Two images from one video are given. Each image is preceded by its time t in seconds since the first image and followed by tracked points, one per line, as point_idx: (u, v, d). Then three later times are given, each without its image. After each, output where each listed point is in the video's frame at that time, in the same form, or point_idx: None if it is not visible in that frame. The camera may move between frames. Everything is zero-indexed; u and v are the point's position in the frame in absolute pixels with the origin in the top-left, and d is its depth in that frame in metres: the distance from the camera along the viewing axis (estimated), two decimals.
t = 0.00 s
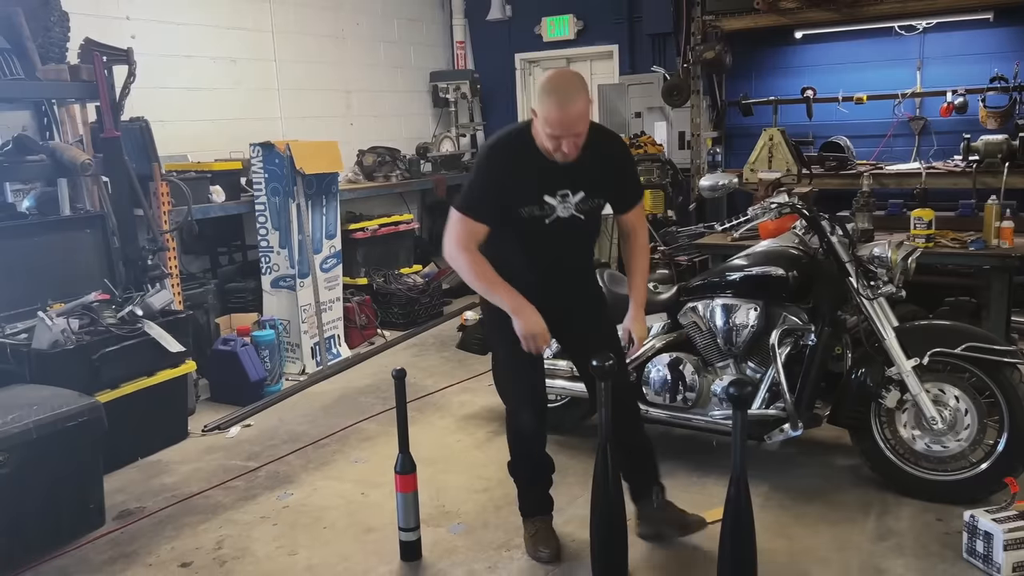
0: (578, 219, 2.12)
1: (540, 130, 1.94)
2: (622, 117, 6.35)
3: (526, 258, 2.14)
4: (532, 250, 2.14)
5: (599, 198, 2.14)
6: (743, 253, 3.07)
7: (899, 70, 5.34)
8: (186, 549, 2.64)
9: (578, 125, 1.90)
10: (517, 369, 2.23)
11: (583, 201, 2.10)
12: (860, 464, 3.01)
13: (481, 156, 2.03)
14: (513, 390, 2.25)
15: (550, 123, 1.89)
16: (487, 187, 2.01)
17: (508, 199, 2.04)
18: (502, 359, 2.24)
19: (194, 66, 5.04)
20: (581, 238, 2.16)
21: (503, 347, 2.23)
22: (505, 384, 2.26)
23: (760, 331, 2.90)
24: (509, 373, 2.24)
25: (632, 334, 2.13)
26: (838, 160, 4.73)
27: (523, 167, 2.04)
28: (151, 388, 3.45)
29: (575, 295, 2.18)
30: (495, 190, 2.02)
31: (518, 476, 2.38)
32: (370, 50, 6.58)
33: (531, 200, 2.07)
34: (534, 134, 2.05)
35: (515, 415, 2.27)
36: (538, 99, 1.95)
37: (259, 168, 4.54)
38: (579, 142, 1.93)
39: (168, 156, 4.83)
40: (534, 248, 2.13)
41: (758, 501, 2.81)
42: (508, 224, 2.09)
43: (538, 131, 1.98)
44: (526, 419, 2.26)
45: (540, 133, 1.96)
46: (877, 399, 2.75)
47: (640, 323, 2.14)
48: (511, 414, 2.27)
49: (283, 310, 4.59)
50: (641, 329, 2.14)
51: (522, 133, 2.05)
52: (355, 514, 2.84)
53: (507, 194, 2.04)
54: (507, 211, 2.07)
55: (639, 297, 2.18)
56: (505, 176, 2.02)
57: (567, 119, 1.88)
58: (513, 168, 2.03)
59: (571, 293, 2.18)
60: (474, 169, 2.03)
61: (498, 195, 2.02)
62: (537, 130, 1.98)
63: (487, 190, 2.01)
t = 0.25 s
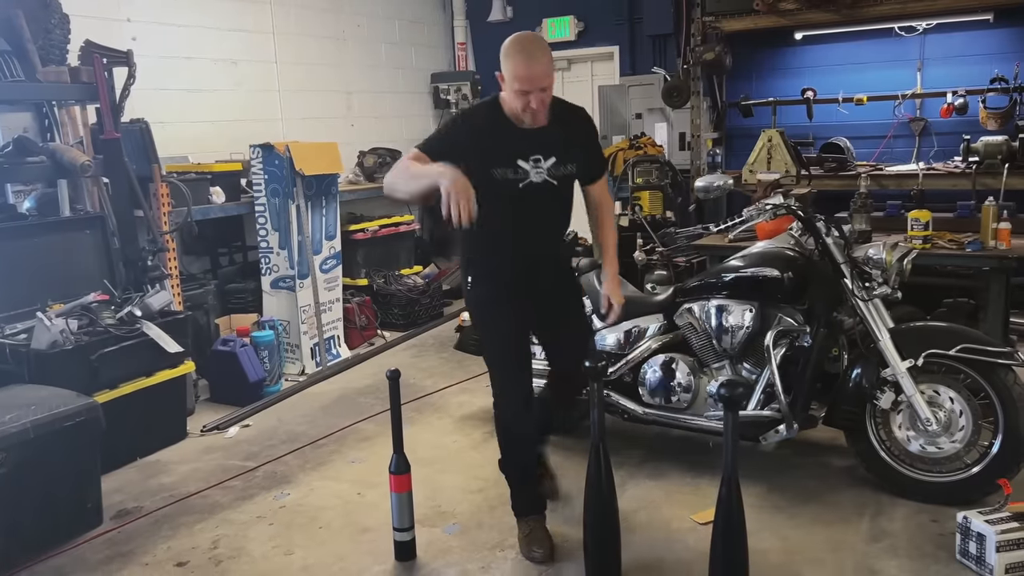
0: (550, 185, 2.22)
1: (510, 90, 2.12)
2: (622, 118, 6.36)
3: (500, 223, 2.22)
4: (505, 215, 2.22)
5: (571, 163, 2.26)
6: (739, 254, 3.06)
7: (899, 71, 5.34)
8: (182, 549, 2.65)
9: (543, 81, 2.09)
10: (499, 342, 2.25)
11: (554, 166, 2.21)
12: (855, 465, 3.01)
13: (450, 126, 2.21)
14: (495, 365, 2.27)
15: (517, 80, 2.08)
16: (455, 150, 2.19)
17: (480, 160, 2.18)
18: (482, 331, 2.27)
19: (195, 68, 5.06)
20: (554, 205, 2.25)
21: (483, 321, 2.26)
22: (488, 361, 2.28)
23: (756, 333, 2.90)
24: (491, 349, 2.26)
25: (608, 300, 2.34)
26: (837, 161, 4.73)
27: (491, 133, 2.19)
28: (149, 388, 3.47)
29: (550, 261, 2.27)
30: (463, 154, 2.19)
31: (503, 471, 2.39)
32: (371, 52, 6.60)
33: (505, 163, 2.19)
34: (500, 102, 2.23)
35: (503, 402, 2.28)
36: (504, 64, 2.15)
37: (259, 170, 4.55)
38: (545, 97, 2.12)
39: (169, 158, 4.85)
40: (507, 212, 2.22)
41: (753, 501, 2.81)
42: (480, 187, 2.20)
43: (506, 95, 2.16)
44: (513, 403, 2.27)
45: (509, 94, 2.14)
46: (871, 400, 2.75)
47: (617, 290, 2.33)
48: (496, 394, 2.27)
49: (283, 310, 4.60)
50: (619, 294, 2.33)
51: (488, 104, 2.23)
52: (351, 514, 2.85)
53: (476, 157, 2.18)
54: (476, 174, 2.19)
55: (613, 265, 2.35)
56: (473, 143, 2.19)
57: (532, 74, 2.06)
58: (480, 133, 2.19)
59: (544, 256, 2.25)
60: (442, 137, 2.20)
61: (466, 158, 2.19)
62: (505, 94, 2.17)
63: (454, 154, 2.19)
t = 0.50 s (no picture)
0: (531, 181, 2.32)
1: (499, 86, 2.21)
2: (623, 119, 6.37)
3: (485, 220, 2.30)
4: (488, 212, 2.30)
5: (550, 162, 2.36)
6: (736, 256, 3.06)
7: (900, 72, 5.34)
8: (181, 548, 2.67)
9: (532, 78, 2.19)
10: (483, 336, 2.33)
11: (536, 164, 2.32)
12: (852, 467, 3.02)
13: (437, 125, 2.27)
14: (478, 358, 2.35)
15: (510, 76, 2.17)
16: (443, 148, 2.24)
17: (464, 157, 2.25)
18: (466, 328, 2.34)
19: (197, 69, 5.09)
20: (535, 202, 2.34)
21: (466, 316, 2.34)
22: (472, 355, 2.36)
23: (751, 334, 2.90)
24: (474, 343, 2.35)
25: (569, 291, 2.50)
26: (837, 162, 4.74)
27: (476, 130, 2.26)
28: (150, 388, 3.50)
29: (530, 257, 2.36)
30: (450, 152, 2.25)
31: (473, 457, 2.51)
32: (374, 53, 6.63)
33: (489, 158, 2.26)
34: (486, 101, 2.31)
35: (489, 396, 2.36)
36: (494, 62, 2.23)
37: (261, 172, 4.58)
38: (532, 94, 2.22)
39: (171, 159, 4.88)
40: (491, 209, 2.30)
41: (749, 502, 2.82)
42: (465, 185, 2.27)
43: (495, 93, 2.25)
44: (498, 399, 2.35)
45: (498, 91, 2.23)
46: (867, 402, 2.75)
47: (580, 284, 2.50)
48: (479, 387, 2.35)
49: (284, 311, 4.62)
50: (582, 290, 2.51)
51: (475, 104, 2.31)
52: (349, 514, 2.86)
53: (462, 154, 2.26)
54: (461, 171, 2.26)
55: (581, 261, 2.52)
56: (458, 142, 2.25)
57: (524, 71, 2.16)
58: (466, 132, 2.26)
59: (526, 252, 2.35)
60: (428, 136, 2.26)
61: (452, 157, 2.25)
62: (494, 91, 2.25)
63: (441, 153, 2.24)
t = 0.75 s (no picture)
0: (518, 172, 2.53)
1: (495, 81, 2.41)
2: (626, 120, 6.38)
3: (475, 208, 2.49)
4: (478, 199, 2.50)
5: (535, 156, 2.58)
6: (735, 257, 3.06)
7: (903, 73, 5.34)
8: (181, 546, 2.70)
9: (527, 76, 2.39)
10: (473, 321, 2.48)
11: (523, 157, 2.53)
12: (849, 467, 3.03)
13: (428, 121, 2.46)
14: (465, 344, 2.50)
15: (506, 72, 2.37)
16: (436, 141, 2.44)
17: (457, 149, 2.45)
18: (458, 312, 2.49)
19: (202, 71, 5.13)
20: (521, 192, 2.55)
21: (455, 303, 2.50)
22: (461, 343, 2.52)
23: (749, 336, 2.91)
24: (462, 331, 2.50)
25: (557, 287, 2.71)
26: (839, 163, 4.73)
27: (466, 124, 2.46)
28: (154, 387, 3.53)
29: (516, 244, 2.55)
30: (441, 145, 2.44)
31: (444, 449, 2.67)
32: (378, 55, 6.66)
33: (481, 150, 2.47)
34: (478, 96, 2.51)
35: (479, 380, 2.51)
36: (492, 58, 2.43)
37: (263, 172, 4.60)
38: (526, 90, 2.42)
39: (175, 160, 4.92)
40: (481, 197, 2.49)
41: (746, 502, 2.83)
42: (457, 175, 2.47)
43: (490, 87, 2.45)
44: (488, 375, 2.50)
45: (493, 85, 2.43)
46: (864, 402, 2.76)
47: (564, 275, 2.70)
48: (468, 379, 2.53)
49: (287, 311, 4.65)
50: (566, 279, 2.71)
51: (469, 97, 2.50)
52: (348, 513, 2.89)
53: (453, 146, 2.45)
54: (453, 163, 2.46)
55: (560, 256, 2.72)
56: (449, 135, 2.45)
57: (520, 69, 2.36)
58: (457, 127, 2.46)
59: (512, 241, 2.52)
60: (422, 130, 2.45)
61: (443, 150, 2.44)
62: (489, 85, 2.44)
63: (433, 146, 2.44)
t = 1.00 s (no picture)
0: (504, 165, 2.63)
1: (476, 76, 2.50)
2: (629, 121, 6.40)
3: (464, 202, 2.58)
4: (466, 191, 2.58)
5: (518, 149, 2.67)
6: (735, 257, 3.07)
7: (906, 74, 5.34)
8: (183, 542, 2.73)
9: (507, 71, 2.49)
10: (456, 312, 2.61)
11: (507, 149, 2.63)
12: (848, 467, 3.04)
13: (417, 116, 2.52)
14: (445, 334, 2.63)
15: (488, 67, 2.46)
16: (425, 137, 2.51)
17: (445, 142, 2.53)
18: (442, 298, 2.60)
19: (207, 71, 5.16)
20: (505, 186, 2.66)
21: (437, 295, 2.61)
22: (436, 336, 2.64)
23: (748, 335, 2.92)
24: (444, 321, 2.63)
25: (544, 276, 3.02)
26: (841, 164, 4.73)
27: (455, 119, 2.54)
28: (157, 385, 3.56)
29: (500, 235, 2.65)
30: (431, 141, 2.52)
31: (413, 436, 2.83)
32: (382, 55, 6.69)
33: (468, 143, 2.55)
34: (460, 92, 2.59)
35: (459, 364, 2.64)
36: (472, 56, 2.52)
37: (267, 172, 4.63)
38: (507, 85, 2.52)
39: (180, 160, 4.95)
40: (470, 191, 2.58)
41: (744, 501, 2.85)
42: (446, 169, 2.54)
43: (471, 83, 2.54)
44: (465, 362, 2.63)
45: (475, 81, 2.52)
46: (861, 402, 2.77)
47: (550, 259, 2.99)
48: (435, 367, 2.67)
49: (291, 310, 4.68)
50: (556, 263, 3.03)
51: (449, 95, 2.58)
52: (349, 510, 2.91)
53: (443, 141, 2.53)
54: (442, 154, 2.53)
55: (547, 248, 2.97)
56: (440, 130, 2.52)
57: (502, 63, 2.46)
58: (447, 121, 2.53)
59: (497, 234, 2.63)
60: (412, 123, 2.52)
61: (433, 145, 2.52)
62: (471, 81, 2.53)
63: (423, 140, 2.51)
